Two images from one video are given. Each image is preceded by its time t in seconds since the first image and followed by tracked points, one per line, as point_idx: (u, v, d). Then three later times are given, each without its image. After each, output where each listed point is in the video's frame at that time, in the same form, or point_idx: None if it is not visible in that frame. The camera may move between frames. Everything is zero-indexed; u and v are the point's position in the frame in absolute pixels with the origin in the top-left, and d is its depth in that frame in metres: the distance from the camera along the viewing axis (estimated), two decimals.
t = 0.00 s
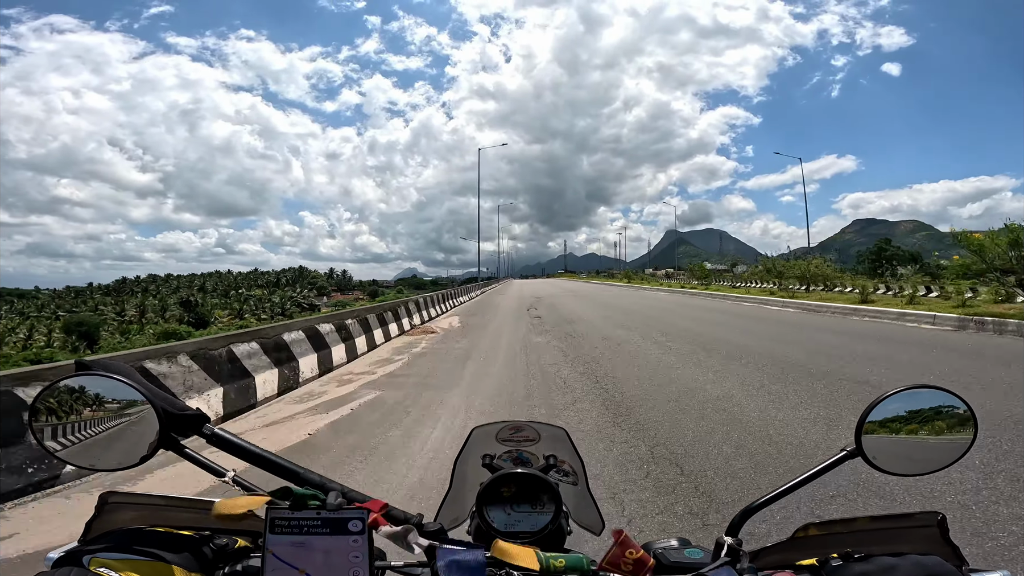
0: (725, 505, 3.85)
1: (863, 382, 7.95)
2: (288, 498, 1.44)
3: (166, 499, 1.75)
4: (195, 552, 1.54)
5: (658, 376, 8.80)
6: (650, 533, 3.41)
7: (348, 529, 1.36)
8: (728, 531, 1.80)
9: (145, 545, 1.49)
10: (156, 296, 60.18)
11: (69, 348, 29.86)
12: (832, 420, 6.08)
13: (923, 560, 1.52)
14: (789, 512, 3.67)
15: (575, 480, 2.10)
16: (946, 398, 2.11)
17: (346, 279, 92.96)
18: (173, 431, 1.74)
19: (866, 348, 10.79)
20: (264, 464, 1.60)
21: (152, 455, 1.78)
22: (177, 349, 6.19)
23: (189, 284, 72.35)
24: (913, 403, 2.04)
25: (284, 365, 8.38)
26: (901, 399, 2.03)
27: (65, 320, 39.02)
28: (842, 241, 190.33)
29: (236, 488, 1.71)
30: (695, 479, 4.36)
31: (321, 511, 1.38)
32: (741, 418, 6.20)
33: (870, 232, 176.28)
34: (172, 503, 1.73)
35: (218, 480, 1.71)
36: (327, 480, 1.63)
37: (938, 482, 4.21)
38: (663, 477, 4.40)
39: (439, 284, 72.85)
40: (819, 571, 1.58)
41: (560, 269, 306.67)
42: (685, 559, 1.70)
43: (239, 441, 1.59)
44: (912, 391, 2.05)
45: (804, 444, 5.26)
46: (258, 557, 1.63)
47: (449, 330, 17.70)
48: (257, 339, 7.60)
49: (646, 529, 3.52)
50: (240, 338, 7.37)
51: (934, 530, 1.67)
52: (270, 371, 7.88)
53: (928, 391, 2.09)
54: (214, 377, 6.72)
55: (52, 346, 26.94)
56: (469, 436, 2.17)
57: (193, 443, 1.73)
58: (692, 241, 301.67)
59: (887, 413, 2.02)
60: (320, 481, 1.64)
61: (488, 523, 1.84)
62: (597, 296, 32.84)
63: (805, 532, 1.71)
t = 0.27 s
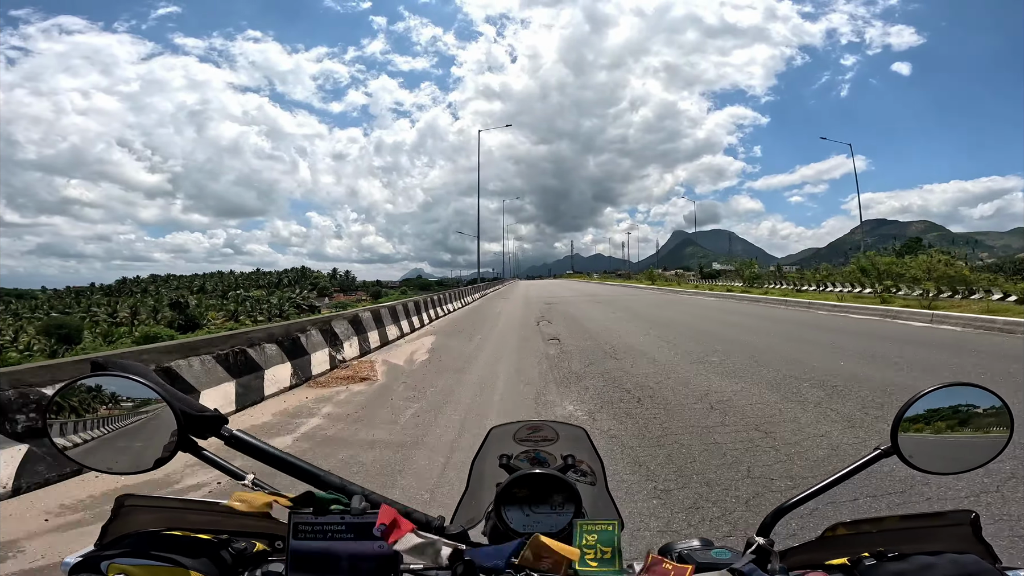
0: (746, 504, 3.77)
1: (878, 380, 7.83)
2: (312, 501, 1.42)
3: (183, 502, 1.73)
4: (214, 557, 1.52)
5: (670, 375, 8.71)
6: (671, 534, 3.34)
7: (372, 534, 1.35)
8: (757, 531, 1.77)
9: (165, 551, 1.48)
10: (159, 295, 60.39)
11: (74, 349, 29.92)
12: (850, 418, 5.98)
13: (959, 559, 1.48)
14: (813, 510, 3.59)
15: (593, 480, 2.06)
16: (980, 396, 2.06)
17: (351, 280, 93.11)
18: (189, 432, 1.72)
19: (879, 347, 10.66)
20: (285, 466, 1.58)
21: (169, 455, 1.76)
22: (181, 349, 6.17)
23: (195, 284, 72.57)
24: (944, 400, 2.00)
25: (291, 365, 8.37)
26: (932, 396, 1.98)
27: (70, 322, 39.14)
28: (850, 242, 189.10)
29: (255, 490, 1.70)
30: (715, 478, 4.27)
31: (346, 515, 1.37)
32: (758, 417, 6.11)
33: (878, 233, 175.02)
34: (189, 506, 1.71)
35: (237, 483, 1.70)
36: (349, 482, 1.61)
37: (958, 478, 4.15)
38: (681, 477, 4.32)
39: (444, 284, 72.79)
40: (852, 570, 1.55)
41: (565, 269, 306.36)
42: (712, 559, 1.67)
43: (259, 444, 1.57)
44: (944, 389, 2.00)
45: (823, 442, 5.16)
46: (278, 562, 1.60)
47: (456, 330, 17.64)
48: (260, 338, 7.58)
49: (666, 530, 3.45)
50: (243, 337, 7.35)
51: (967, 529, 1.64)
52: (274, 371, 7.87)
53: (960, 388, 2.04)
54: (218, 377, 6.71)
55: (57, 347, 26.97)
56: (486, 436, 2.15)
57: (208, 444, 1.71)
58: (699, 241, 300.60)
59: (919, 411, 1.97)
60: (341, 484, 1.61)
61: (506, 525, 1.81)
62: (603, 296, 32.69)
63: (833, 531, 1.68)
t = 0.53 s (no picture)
0: (754, 500, 3.74)
1: (885, 378, 7.77)
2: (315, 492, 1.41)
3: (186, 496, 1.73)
4: (218, 553, 1.52)
5: (675, 372, 8.66)
6: (678, 529, 3.31)
7: (379, 528, 1.34)
8: (766, 525, 1.76)
9: (169, 546, 1.47)
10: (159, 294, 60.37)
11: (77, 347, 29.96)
12: (858, 415, 5.93)
13: (969, 553, 1.46)
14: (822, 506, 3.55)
15: (598, 474, 2.06)
16: (992, 390, 2.05)
17: (354, 280, 93.14)
18: (194, 425, 1.72)
19: (885, 346, 10.59)
20: (290, 460, 1.57)
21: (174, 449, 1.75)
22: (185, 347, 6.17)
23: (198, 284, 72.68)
24: (953, 393, 1.98)
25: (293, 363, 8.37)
26: (941, 390, 1.97)
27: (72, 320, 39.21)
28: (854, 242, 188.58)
29: (259, 484, 1.70)
30: (722, 475, 4.23)
31: (350, 508, 1.36)
32: (765, 415, 6.05)
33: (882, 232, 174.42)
34: (194, 501, 1.71)
35: (242, 477, 1.69)
36: (354, 475, 1.60)
37: (966, 472, 4.15)
38: (688, 474, 4.29)
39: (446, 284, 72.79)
40: (860, 564, 1.53)
41: (567, 268, 306.13)
42: (719, 553, 1.66)
43: (264, 437, 1.57)
44: (953, 381, 1.99)
45: (831, 440, 5.11)
46: (282, 557, 1.60)
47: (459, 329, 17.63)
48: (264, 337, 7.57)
49: (672, 525, 3.42)
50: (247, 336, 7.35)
51: (974, 523, 1.62)
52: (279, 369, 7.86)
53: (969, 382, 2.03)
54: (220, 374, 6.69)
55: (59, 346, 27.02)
56: (491, 430, 2.14)
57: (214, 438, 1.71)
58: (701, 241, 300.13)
59: (928, 404, 1.96)
60: (347, 477, 1.61)
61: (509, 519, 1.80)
62: (606, 296, 32.61)
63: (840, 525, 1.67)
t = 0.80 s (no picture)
0: (761, 501, 3.72)
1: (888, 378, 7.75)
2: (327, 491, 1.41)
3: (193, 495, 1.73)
4: (227, 552, 1.52)
5: (679, 372, 8.64)
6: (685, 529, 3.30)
7: (391, 527, 1.35)
8: (776, 523, 1.76)
9: (178, 546, 1.47)
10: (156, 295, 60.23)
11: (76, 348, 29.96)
12: (864, 415, 5.90)
13: (979, 551, 1.47)
14: (830, 506, 3.53)
15: (604, 474, 2.06)
16: (1002, 390, 2.04)
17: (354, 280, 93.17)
18: (203, 423, 1.72)
19: (888, 345, 10.57)
20: (299, 458, 1.57)
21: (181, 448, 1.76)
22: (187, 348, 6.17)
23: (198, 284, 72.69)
24: (964, 394, 1.98)
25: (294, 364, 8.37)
26: (951, 390, 1.97)
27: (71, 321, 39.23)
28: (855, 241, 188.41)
29: (268, 482, 1.70)
30: (729, 475, 4.22)
31: (362, 507, 1.36)
32: (771, 415, 6.02)
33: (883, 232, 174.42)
34: (202, 500, 1.71)
35: (251, 475, 1.70)
36: (365, 474, 1.60)
37: (972, 471, 4.17)
38: (695, 474, 4.27)
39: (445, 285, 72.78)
40: (870, 563, 1.53)
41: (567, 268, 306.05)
42: (728, 553, 1.65)
43: (274, 435, 1.57)
44: (963, 383, 1.98)
45: (838, 440, 5.08)
46: (291, 556, 1.59)
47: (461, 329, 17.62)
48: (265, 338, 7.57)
49: (679, 525, 3.41)
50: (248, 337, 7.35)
51: (983, 523, 1.62)
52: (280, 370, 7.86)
53: (979, 383, 2.02)
54: (223, 374, 6.70)
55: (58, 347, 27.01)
56: (497, 429, 2.14)
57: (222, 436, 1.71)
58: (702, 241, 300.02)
59: (938, 405, 1.96)
60: (357, 475, 1.61)
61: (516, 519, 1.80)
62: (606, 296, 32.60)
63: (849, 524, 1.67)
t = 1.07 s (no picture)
0: (767, 500, 3.70)
1: (892, 376, 7.72)
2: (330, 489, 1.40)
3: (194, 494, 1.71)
4: (227, 552, 1.50)
5: (682, 371, 8.62)
6: (692, 529, 3.28)
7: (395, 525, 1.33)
8: (785, 521, 1.75)
9: (177, 545, 1.46)
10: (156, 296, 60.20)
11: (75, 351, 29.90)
12: (869, 414, 5.87)
13: (990, 550, 1.45)
14: (837, 506, 3.51)
15: (608, 473, 2.04)
16: (1010, 386, 2.02)
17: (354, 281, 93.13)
18: (205, 419, 1.71)
19: (890, 343, 10.55)
20: (300, 455, 1.56)
21: (185, 444, 1.74)
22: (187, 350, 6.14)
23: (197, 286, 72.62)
24: (973, 390, 1.97)
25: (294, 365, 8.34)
26: (960, 387, 1.95)
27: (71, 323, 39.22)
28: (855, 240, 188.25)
29: (269, 480, 1.68)
30: (735, 474, 4.20)
31: (365, 505, 1.34)
32: (775, 413, 6.00)
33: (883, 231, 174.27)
34: (204, 499, 1.70)
35: (253, 473, 1.68)
36: (368, 471, 1.59)
37: (978, 468, 4.14)
38: (701, 473, 4.25)
39: (445, 285, 72.75)
40: (880, 561, 1.52)
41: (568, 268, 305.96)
42: (736, 551, 1.64)
43: (277, 432, 1.55)
44: (972, 379, 1.97)
45: (843, 438, 5.06)
46: (292, 556, 1.57)
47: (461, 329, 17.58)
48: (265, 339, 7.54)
49: (685, 525, 3.39)
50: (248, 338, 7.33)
51: (993, 522, 1.60)
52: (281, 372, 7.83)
53: (988, 379, 2.00)
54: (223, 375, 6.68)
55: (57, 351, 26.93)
56: (501, 427, 2.12)
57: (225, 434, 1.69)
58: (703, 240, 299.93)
59: (948, 402, 1.94)
60: (359, 473, 1.59)
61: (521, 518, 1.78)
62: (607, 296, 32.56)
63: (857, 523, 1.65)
